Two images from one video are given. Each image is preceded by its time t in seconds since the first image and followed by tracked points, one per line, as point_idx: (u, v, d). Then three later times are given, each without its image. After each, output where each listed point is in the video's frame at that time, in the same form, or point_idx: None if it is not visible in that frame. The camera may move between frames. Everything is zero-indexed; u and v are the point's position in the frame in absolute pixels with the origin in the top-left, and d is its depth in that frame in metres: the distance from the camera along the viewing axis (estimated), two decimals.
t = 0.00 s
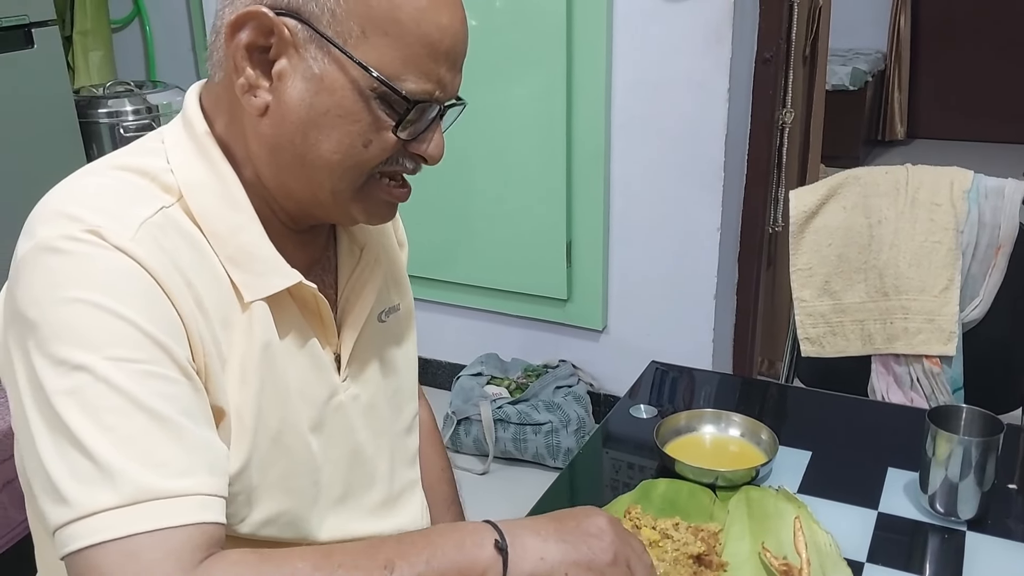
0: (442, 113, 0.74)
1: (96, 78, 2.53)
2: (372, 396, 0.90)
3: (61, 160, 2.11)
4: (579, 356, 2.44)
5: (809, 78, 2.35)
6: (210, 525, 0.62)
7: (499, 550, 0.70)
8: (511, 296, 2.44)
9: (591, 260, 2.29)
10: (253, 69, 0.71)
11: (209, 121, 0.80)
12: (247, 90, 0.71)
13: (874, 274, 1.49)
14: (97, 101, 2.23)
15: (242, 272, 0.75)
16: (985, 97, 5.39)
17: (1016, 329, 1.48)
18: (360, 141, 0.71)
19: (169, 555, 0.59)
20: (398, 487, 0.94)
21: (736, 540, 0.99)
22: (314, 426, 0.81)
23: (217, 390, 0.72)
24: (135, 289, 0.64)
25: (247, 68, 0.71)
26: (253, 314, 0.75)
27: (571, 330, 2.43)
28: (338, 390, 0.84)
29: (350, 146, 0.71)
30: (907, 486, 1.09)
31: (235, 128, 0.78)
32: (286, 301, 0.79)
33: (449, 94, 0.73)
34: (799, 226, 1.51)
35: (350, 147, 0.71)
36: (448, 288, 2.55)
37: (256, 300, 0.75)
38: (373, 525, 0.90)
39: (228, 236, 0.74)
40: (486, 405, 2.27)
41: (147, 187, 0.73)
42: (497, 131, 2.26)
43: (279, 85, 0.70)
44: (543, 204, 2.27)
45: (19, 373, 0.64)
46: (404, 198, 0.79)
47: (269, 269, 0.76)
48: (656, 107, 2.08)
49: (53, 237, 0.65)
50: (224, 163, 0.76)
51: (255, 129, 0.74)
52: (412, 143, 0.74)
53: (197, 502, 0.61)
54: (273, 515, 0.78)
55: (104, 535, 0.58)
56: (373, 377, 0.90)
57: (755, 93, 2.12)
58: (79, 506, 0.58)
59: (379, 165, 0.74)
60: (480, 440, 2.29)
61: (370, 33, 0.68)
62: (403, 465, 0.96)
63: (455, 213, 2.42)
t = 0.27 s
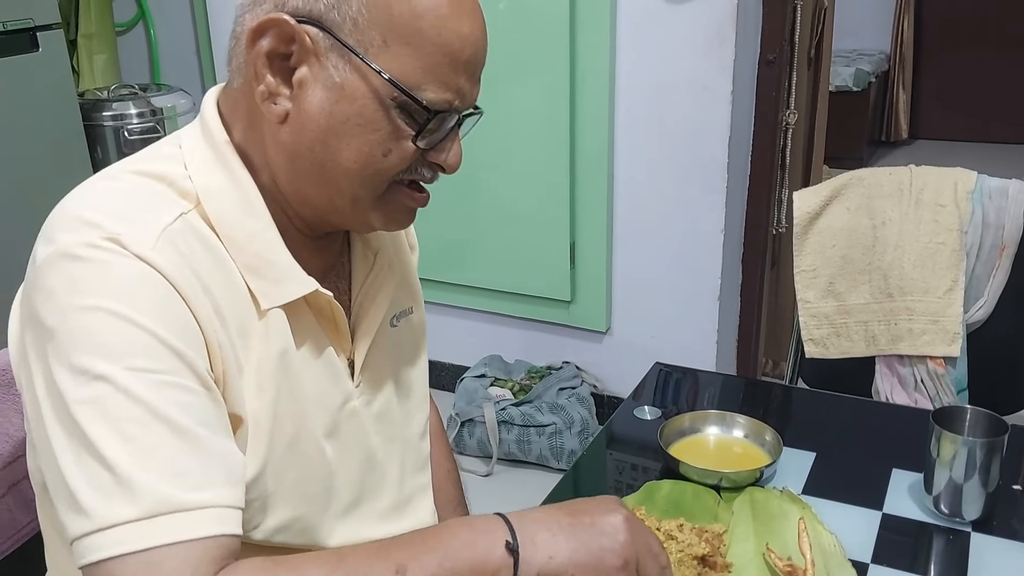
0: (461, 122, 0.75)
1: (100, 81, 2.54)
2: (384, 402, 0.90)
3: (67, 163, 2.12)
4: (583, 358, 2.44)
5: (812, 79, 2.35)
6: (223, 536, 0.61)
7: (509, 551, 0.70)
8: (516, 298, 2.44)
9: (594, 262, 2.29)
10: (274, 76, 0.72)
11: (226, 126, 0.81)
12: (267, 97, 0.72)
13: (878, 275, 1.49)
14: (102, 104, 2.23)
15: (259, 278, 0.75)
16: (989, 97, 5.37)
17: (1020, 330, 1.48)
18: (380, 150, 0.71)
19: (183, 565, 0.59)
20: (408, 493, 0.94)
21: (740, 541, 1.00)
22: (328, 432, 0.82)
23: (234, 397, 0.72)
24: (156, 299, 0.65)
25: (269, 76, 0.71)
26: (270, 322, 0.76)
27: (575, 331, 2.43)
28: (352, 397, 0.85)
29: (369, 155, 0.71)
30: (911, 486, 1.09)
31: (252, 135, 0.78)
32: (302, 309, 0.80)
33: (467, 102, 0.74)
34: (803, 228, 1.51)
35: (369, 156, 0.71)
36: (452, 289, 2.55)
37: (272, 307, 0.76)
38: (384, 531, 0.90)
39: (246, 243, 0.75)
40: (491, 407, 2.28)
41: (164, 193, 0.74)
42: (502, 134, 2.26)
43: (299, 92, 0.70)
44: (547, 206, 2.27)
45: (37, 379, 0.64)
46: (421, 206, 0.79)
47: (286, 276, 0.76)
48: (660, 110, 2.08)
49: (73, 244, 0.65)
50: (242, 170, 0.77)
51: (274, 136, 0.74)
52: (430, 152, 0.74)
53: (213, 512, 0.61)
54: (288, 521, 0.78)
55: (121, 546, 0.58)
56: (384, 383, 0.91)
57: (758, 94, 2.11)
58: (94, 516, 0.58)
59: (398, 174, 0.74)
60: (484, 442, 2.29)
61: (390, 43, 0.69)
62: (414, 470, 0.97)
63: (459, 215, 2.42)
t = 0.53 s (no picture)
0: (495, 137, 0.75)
1: (102, 84, 2.54)
2: (400, 412, 0.91)
3: (69, 166, 2.12)
4: (585, 360, 2.44)
5: (814, 81, 2.35)
6: (191, 559, 0.59)
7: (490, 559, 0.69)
8: (517, 300, 2.45)
9: (596, 264, 2.29)
10: (309, 87, 0.71)
11: (259, 132, 0.81)
12: (302, 108, 0.71)
13: (879, 276, 1.49)
14: (104, 107, 2.23)
15: (287, 288, 0.75)
16: (992, 99, 5.37)
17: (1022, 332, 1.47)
18: (414, 163, 0.71)
19: None
20: (421, 505, 0.94)
21: (742, 544, 0.99)
22: (345, 443, 0.82)
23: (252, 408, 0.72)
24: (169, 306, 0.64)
25: (304, 87, 0.71)
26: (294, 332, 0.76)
27: (577, 333, 2.43)
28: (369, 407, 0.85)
29: (403, 168, 0.71)
30: (913, 488, 1.09)
31: (283, 146, 0.78)
32: (326, 319, 0.80)
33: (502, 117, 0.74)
34: (804, 229, 1.51)
35: (403, 169, 0.71)
36: (454, 292, 2.55)
37: (298, 317, 0.76)
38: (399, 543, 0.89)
39: (273, 252, 0.75)
40: (492, 409, 2.28)
41: (195, 194, 0.73)
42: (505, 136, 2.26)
43: (333, 103, 0.70)
44: (548, 207, 2.27)
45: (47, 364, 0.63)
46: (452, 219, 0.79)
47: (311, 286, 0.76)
48: (661, 111, 2.08)
49: (97, 240, 0.65)
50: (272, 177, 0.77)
51: (306, 147, 0.74)
52: (465, 166, 0.74)
53: (185, 534, 0.59)
54: (305, 534, 0.77)
55: (87, 554, 0.56)
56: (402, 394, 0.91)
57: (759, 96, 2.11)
58: (66, 519, 0.57)
59: (431, 188, 0.74)
60: (486, 444, 2.29)
61: (429, 55, 0.69)
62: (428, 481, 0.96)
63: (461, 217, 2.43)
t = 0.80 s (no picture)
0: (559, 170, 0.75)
1: (107, 90, 2.55)
2: (433, 430, 0.91)
3: (75, 171, 2.13)
4: (589, 363, 2.44)
5: (818, 84, 2.35)
6: None
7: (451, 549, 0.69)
8: (522, 304, 2.45)
9: (600, 267, 2.29)
10: (377, 110, 0.72)
11: (317, 148, 0.80)
12: (368, 130, 0.72)
13: (883, 278, 1.49)
14: (109, 112, 2.24)
15: (336, 308, 0.76)
16: (996, 101, 5.36)
17: None
18: (478, 192, 0.72)
19: None
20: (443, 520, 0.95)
21: (748, 546, 1.00)
22: (379, 462, 0.82)
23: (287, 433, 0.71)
24: (208, 324, 0.63)
25: (372, 109, 0.71)
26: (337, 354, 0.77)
27: (581, 337, 2.43)
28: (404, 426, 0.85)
29: (467, 196, 0.71)
30: (919, 491, 1.08)
31: (338, 166, 0.78)
32: (371, 341, 0.80)
33: (567, 151, 0.74)
34: (809, 231, 1.52)
35: (467, 197, 0.71)
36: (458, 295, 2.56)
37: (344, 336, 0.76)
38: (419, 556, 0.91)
39: (322, 270, 0.75)
40: (497, 413, 2.28)
41: (250, 207, 0.74)
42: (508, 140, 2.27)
43: (401, 127, 0.71)
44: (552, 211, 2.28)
45: (80, 352, 0.64)
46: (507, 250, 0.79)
47: (356, 308, 0.76)
48: (664, 114, 2.08)
49: (148, 244, 0.65)
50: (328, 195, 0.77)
51: (368, 171, 0.74)
52: (526, 198, 0.75)
53: (180, 559, 0.58)
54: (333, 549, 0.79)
55: (78, 558, 0.56)
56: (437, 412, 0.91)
57: (763, 98, 2.12)
58: (60, 518, 0.56)
59: (492, 218, 0.74)
60: (491, 447, 2.29)
61: (501, 85, 0.69)
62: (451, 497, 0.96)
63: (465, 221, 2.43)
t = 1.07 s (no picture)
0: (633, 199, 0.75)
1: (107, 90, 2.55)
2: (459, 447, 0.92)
3: (76, 172, 2.13)
4: (590, 364, 2.44)
5: (819, 85, 2.35)
6: None
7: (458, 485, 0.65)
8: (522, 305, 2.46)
9: (601, 268, 2.29)
10: (453, 132, 0.72)
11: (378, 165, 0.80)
12: (444, 151, 0.72)
13: (885, 278, 1.49)
14: (109, 113, 2.24)
15: (386, 327, 0.76)
16: (996, 103, 5.36)
17: None
18: (550, 219, 0.70)
19: None
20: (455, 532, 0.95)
21: (750, 545, 0.99)
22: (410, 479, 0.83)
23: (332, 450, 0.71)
24: (265, 342, 0.62)
25: (449, 131, 0.71)
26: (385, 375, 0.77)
27: (582, 338, 2.43)
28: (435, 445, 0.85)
29: (539, 222, 0.70)
30: (921, 490, 1.08)
31: (400, 184, 0.78)
32: (416, 363, 0.81)
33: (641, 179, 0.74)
34: (811, 231, 1.52)
35: (539, 222, 0.70)
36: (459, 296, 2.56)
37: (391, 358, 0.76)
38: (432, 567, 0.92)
39: (377, 288, 0.75)
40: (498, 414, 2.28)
41: (306, 219, 0.74)
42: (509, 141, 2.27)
43: (478, 147, 0.70)
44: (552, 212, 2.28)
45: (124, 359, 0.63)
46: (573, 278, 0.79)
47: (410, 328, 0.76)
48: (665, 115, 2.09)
49: (202, 255, 0.63)
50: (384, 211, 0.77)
51: (436, 192, 0.74)
52: (597, 226, 0.74)
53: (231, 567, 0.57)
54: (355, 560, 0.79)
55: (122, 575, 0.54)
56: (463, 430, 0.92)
57: (763, 99, 2.12)
58: (106, 534, 0.55)
59: (562, 245, 0.73)
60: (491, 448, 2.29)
61: (579, 108, 0.69)
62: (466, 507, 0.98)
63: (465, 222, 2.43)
